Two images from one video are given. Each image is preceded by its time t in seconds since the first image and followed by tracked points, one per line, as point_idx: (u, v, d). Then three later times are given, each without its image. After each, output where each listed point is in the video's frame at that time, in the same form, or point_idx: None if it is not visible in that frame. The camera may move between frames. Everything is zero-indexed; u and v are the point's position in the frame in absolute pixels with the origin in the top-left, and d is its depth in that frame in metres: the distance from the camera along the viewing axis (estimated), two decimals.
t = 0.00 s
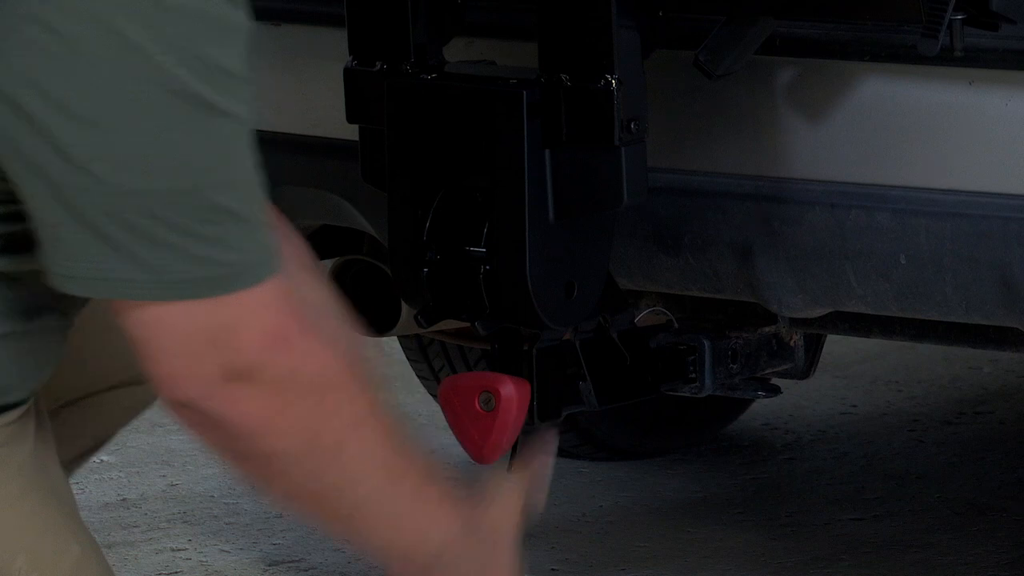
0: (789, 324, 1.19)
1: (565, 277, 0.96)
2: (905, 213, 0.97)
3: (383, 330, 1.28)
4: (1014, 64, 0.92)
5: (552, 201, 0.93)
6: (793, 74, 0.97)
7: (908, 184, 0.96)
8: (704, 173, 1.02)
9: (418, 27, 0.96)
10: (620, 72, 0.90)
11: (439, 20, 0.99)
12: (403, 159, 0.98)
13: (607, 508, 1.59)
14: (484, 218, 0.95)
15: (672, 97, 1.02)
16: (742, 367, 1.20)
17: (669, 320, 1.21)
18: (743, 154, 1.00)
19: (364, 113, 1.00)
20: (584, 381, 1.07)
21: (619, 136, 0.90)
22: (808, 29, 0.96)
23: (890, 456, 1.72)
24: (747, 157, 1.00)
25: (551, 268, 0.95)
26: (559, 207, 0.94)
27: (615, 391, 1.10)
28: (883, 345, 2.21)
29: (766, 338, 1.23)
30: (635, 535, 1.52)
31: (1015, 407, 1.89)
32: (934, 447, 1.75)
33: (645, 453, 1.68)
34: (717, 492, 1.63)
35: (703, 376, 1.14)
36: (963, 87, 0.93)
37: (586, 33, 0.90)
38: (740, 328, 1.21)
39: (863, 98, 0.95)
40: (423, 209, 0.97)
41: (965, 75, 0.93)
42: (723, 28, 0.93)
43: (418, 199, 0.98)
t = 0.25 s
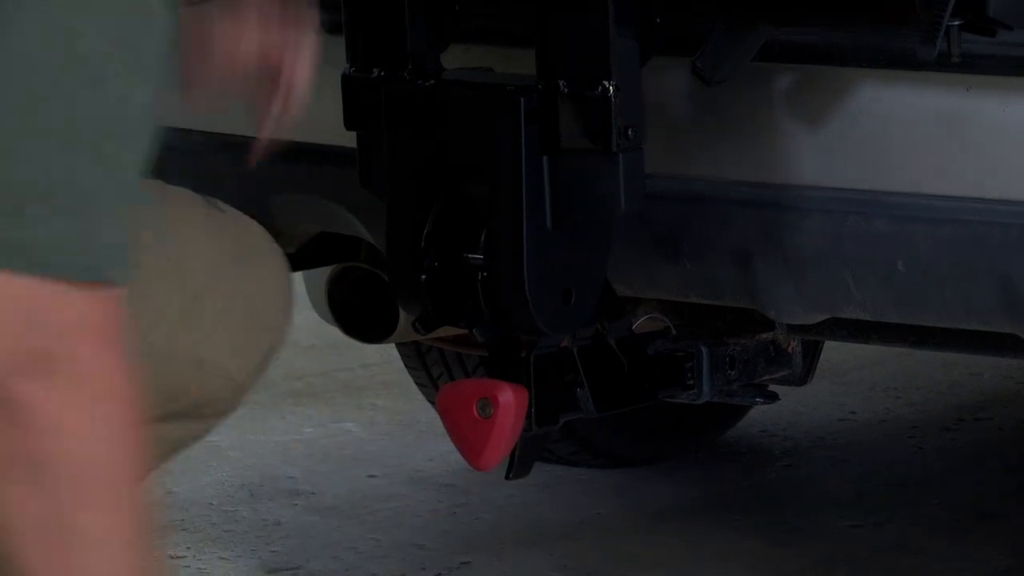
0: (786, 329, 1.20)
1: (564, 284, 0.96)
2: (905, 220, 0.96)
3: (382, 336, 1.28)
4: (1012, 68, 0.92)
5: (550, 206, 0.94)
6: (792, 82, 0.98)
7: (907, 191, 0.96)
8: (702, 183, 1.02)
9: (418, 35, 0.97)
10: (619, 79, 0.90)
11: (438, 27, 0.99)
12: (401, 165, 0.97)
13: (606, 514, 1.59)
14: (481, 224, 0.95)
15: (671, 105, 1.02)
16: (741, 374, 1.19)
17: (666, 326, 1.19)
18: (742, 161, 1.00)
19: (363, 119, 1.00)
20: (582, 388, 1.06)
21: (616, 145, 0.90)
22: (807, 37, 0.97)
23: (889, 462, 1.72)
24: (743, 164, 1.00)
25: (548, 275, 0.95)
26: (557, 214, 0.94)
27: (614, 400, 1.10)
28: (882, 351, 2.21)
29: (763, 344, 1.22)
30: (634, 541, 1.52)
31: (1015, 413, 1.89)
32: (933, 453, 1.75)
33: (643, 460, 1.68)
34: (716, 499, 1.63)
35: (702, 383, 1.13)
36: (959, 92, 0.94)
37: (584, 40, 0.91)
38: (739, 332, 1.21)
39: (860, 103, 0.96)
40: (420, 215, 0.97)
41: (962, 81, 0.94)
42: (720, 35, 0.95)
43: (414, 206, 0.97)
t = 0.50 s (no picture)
0: (789, 336, 1.18)
1: (566, 288, 0.96)
2: (906, 225, 0.96)
3: (382, 343, 1.25)
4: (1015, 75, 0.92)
5: (553, 212, 0.93)
6: (793, 87, 0.98)
7: (908, 197, 0.97)
8: (704, 188, 1.02)
9: (419, 40, 0.97)
10: (621, 85, 0.91)
11: (439, 34, 0.99)
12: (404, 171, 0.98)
13: (609, 521, 1.59)
14: (483, 229, 0.95)
15: (672, 111, 1.02)
16: (743, 380, 1.20)
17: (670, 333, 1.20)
18: (744, 166, 1.01)
19: (366, 124, 1.00)
20: (584, 394, 1.06)
21: (617, 148, 0.91)
22: (808, 43, 0.97)
23: (891, 468, 1.72)
24: (744, 168, 1.01)
25: (550, 280, 0.94)
26: (559, 219, 0.94)
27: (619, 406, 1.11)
28: (885, 358, 2.20)
29: (766, 351, 1.22)
30: (636, 548, 1.52)
31: (1017, 420, 1.89)
32: (937, 459, 1.75)
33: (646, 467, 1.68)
34: (719, 505, 1.63)
35: (703, 390, 1.14)
36: (962, 99, 0.94)
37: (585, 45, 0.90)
38: (741, 340, 1.21)
39: (862, 110, 0.96)
40: (422, 221, 0.97)
41: (965, 87, 0.94)
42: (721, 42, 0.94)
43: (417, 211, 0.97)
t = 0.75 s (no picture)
0: (794, 341, 1.19)
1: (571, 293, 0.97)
2: (911, 231, 0.97)
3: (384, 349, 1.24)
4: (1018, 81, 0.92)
5: (557, 217, 0.94)
6: (796, 93, 0.98)
7: (913, 202, 0.97)
8: (707, 193, 1.02)
9: (423, 45, 0.96)
10: (625, 90, 0.91)
11: (443, 39, 0.99)
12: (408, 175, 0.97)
13: (612, 525, 1.59)
14: (487, 234, 0.95)
15: (676, 115, 1.02)
16: (747, 386, 1.21)
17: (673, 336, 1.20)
18: (749, 172, 1.01)
19: (370, 130, 1.00)
20: (588, 399, 1.06)
21: (623, 153, 0.91)
22: (811, 48, 0.97)
23: (895, 473, 1.72)
24: (746, 174, 1.01)
25: (555, 286, 0.95)
26: (563, 224, 0.94)
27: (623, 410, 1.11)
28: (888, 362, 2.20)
29: (769, 355, 1.23)
30: (641, 553, 1.51)
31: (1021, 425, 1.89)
32: (941, 464, 1.74)
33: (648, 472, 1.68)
34: (722, 509, 1.63)
35: (708, 394, 1.15)
36: (966, 105, 0.94)
37: (588, 50, 0.90)
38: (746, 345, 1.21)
39: (867, 116, 0.96)
40: (427, 226, 0.97)
41: (970, 94, 0.94)
42: (727, 48, 0.94)
43: (421, 216, 0.96)
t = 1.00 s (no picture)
0: (796, 336, 1.19)
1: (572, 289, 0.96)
2: (916, 227, 0.96)
3: (388, 343, 1.24)
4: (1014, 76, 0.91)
5: (558, 214, 0.93)
6: (797, 88, 0.98)
7: (916, 199, 0.97)
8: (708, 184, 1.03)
9: (422, 41, 0.96)
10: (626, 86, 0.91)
11: (443, 34, 0.99)
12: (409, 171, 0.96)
13: (615, 521, 1.59)
14: (488, 229, 0.95)
15: (676, 110, 1.02)
16: (750, 381, 1.22)
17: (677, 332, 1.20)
18: (750, 166, 1.00)
19: (371, 125, 1.00)
20: (591, 395, 1.06)
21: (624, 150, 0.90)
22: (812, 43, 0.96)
23: (899, 469, 1.72)
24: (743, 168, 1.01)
25: (555, 284, 0.94)
26: (564, 220, 0.94)
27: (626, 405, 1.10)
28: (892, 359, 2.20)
29: (772, 351, 1.24)
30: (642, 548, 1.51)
31: None
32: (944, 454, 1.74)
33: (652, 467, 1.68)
34: (725, 505, 1.63)
35: (711, 390, 1.17)
36: (968, 100, 0.94)
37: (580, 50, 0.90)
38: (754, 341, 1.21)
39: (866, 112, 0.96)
40: (428, 223, 0.96)
41: (971, 90, 0.93)
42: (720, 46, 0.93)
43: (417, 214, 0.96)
